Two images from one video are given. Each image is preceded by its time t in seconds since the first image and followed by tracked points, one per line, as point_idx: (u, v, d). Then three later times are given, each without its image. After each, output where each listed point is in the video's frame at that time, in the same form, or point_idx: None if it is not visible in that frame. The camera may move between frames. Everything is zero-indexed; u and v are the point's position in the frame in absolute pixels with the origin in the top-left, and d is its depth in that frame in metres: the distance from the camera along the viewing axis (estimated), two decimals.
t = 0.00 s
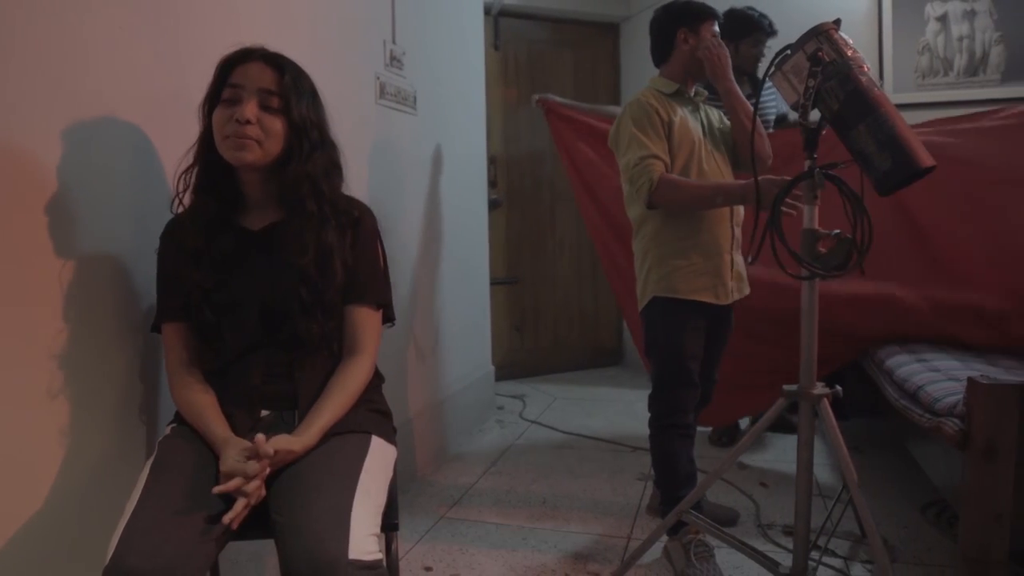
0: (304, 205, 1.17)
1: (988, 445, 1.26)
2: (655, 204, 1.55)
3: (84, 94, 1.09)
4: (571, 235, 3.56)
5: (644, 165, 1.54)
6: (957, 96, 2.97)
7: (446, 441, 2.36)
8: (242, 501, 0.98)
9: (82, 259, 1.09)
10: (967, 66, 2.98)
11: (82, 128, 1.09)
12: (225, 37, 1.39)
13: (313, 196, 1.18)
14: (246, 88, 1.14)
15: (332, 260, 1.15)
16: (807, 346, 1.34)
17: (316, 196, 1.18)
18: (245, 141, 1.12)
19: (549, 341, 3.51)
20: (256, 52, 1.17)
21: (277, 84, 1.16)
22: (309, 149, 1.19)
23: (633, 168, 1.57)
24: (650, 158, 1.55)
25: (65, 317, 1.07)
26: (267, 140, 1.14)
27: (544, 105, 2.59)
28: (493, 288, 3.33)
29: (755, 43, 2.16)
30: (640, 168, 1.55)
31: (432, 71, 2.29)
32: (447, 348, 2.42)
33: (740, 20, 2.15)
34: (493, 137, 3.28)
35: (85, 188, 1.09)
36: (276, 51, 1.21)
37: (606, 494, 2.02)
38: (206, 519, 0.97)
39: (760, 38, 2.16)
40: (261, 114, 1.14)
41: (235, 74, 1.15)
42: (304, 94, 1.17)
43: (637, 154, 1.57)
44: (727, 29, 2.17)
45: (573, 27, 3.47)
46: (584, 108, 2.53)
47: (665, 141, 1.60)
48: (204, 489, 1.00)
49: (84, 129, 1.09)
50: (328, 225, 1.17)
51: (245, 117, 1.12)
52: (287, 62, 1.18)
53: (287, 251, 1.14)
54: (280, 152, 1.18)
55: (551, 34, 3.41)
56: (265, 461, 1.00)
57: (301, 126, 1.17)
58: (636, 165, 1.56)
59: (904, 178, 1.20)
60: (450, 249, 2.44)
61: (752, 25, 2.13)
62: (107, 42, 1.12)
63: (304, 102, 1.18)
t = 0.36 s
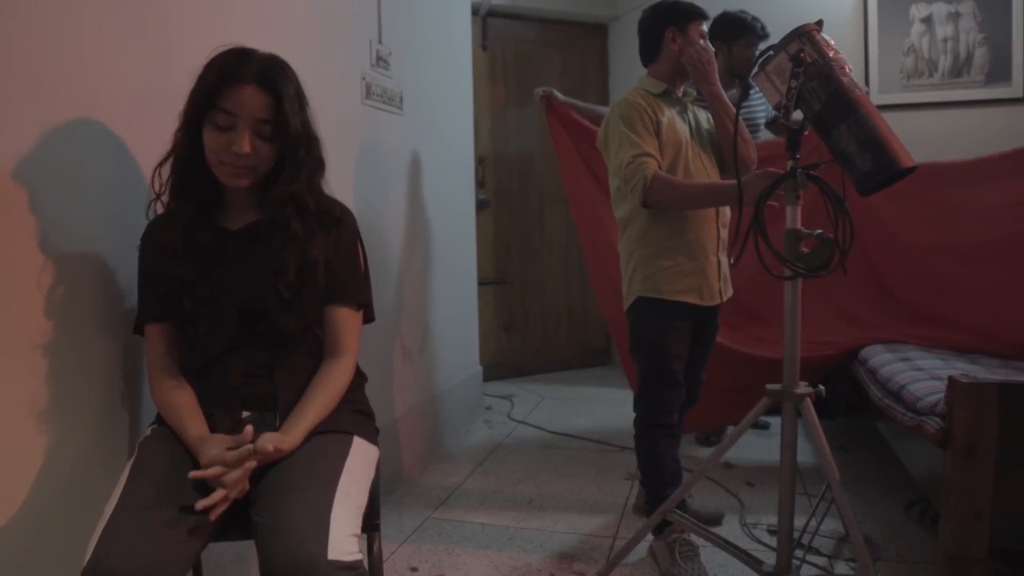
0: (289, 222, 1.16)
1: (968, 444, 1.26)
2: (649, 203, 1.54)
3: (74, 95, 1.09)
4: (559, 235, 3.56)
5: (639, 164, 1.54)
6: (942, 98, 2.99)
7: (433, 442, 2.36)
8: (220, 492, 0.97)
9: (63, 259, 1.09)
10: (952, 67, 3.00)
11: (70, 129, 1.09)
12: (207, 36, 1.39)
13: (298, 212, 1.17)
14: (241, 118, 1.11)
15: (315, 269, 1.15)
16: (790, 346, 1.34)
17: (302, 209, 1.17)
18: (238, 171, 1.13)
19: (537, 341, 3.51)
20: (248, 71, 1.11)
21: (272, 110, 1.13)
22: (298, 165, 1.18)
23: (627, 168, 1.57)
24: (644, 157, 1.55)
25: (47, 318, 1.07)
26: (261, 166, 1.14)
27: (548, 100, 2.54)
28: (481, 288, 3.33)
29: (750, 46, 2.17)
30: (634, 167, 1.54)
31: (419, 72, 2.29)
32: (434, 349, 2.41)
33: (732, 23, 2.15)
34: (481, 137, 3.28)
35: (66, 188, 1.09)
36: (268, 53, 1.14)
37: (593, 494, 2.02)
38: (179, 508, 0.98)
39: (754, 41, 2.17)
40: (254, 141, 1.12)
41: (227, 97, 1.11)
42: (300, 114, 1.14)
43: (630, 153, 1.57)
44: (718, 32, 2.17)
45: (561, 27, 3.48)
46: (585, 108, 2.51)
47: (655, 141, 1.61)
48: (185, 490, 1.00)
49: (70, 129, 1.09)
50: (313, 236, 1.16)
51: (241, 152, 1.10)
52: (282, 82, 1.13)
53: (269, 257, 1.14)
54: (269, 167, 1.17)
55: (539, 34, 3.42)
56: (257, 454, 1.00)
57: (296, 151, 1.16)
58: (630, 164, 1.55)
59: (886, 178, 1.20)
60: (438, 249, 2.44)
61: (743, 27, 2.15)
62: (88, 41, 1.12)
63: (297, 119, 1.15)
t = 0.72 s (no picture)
0: (275, 227, 1.14)
1: (947, 441, 1.27)
2: (647, 200, 1.52)
3: (49, 95, 1.08)
4: (545, 234, 3.56)
5: (634, 162, 1.53)
6: (924, 99, 3.02)
7: (419, 442, 2.36)
8: (193, 488, 0.96)
9: (40, 259, 1.08)
10: (934, 68, 3.02)
11: (45, 127, 1.08)
12: (187, 36, 1.38)
13: (284, 216, 1.15)
14: (226, 123, 1.10)
15: (300, 272, 1.14)
16: (773, 346, 1.35)
17: (288, 215, 1.16)
18: (222, 174, 1.13)
19: (523, 341, 3.52)
20: (233, 75, 1.10)
21: (256, 114, 1.12)
22: (282, 167, 1.17)
23: (622, 167, 1.56)
24: (639, 155, 1.54)
25: (24, 319, 1.06)
26: (245, 170, 1.14)
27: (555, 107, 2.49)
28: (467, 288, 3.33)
29: (743, 49, 2.10)
30: (630, 166, 1.53)
31: (404, 72, 2.28)
32: (420, 349, 2.41)
33: (728, 28, 2.11)
34: (466, 137, 3.28)
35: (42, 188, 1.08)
36: (250, 53, 1.13)
37: (578, 493, 2.03)
38: (154, 504, 0.97)
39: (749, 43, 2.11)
40: (238, 145, 1.11)
41: (211, 101, 1.10)
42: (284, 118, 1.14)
43: (626, 152, 1.56)
44: (716, 36, 2.16)
45: (548, 27, 3.48)
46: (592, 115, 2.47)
47: (647, 139, 1.60)
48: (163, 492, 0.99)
49: (47, 128, 1.08)
50: (298, 239, 1.15)
51: (225, 155, 1.10)
52: (267, 85, 1.12)
53: (252, 259, 1.13)
54: (252, 170, 1.16)
55: (525, 35, 3.42)
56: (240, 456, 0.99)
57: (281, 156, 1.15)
58: (625, 163, 1.55)
59: (866, 178, 1.21)
60: (423, 250, 2.44)
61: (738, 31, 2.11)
62: (64, 41, 1.11)
63: (281, 122, 1.14)
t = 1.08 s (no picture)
0: (256, 228, 1.14)
1: (928, 439, 1.27)
2: (632, 201, 1.53)
3: (27, 93, 1.07)
4: (531, 234, 3.56)
5: (620, 163, 1.53)
6: (906, 100, 3.04)
7: (404, 443, 2.35)
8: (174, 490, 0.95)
9: (17, 260, 1.07)
10: (916, 70, 3.05)
11: (25, 126, 1.07)
12: (168, 34, 1.37)
13: (264, 216, 1.15)
14: (204, 123, 1.09)
15: (280, 273, 1.13)
16: (755, 344, 1.36)
17: (267, 216, 1.15)
18: (201, 175, 1.12)
19: (509, 341, 3.52)
20: (211, 74, 1.09)
21: (234, 113, 1.11)
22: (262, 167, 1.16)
23: (609, 167, 1.56)
24: (626, 156, 1.55)
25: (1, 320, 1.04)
26: (224, 170, 1.13)
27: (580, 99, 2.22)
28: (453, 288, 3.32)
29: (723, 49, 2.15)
30: (617, 166, 1.53)
31: (388, 72, 2.27)
32: (405, 349, 2.40)
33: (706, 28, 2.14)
34: (452, 137, 3.27)
35: (19, 188, 1.06)
36: (229, 52, 1.13)
37: (564, 493, 2.03)
38: (133, 511, 0.96)
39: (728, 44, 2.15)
40: (217, 145, 1.11)
41: (189, 100, 1.09)
42: (263, 117, 1.12)
43: (612, 152, 1.57)
44: (694, 36, 2.18)
45: (533, 27, 3.48)
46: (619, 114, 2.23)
47: (633, 140, 1.61)
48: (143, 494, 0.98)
49: (27, 125, 1.07)
50: (280, 239, 1.15)
51: (204, 155, 1.09)
52: (245, 84, 1.11)
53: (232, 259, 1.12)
54: (232, 170, 1.15)
55: (511, 35, 3.42)
56: (227, 458, 0.99)
57: (259, 155, 1.14)
58: (612, 163, 1.55)
59: (847, 178, 1.21)
60: (408, 251, 2.43)
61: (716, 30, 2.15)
62: (42, 39, 1.09)
63: (259, 121, 1.13)
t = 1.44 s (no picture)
0: (236, 228, 1.12)
1: (908, 437, 1.29)
2: (616, 201, 1.53)
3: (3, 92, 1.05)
4: (516, 234, 3.55)
5: (605, 163, 1.54)
6: (888, 101, 3.07)
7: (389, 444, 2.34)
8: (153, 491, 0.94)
9: None
10: (898, 71, 3.08)
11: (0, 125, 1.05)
12: (147, 32, 1.35)
13: (244, 217, 1.14)
14: (181, 122, 1.08)
15: (261, 273, 1.12)
16: (738, 344, 1.36)
17: (247, 217, 1.14)
18: (179, 174, 1.10)
19: (494, 342, 3.52)
20: (188, 73, 1.08)
21: (212, 112, 1.10)
22: (241, 167, 1.15)
23: (593, 167, 1.56)
24: (611, 156, 1.55)
25: None
26: (204, 169, 1.12)
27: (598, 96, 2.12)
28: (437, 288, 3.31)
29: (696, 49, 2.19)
30: (602, 166, 1.53)
31: (372, 71, 2.26)
32: (389, 350, 2.39)
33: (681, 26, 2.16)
34: (436, 137, 3.26)
35: None
36: (207, 50, 1.12)
37: (548, 494, 2.03)
38: (110, 517, 0.94)
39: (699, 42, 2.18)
40: (195, 145, 1.10)
41: (166, 100, 1.08)
42: (242, 116, 1.12)
43: (597, 152, 1.57)
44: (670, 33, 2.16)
45: (518, 27, 3.48)
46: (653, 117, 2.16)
47: (618, 140, 1.61)
48: (120, 497, 0.97)
49: (2, 124, 1.05)
50: (261, 239, 1.13)
51: (182, 155, 1.08)
52: (223, 83, 1.10)
53: (213, 259, 1.12)
54: (211, 169, 1.14)
55: (496, 35, 3.42)
56: (208, 459, 0.97)
57: (239, 154, 1.13)
58: (597, 163, 1.55)
59: (828, 178, 1.22)
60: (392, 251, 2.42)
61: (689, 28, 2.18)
62: (18, 36, 1.08)
63: (238, 120, 1.12)
